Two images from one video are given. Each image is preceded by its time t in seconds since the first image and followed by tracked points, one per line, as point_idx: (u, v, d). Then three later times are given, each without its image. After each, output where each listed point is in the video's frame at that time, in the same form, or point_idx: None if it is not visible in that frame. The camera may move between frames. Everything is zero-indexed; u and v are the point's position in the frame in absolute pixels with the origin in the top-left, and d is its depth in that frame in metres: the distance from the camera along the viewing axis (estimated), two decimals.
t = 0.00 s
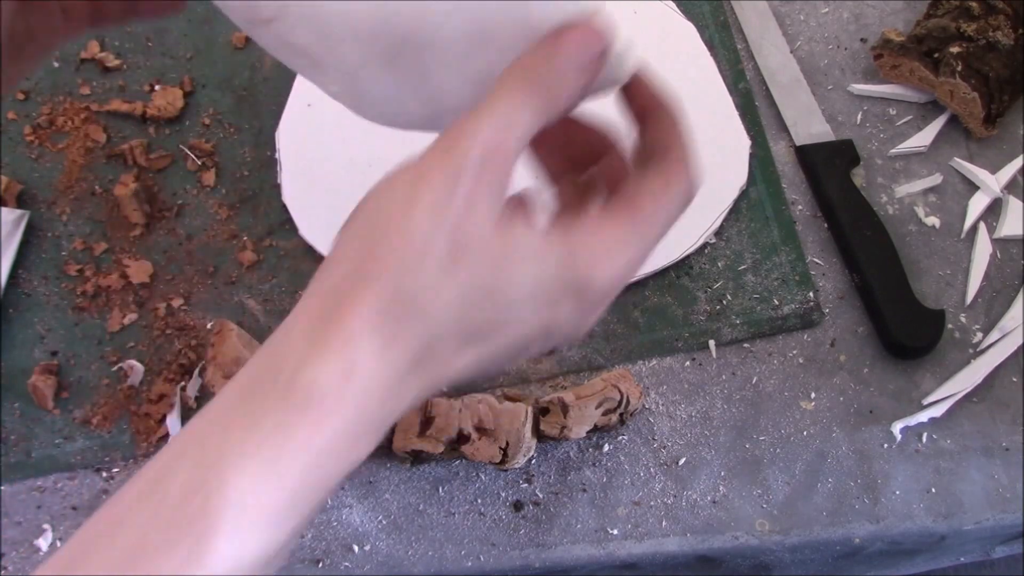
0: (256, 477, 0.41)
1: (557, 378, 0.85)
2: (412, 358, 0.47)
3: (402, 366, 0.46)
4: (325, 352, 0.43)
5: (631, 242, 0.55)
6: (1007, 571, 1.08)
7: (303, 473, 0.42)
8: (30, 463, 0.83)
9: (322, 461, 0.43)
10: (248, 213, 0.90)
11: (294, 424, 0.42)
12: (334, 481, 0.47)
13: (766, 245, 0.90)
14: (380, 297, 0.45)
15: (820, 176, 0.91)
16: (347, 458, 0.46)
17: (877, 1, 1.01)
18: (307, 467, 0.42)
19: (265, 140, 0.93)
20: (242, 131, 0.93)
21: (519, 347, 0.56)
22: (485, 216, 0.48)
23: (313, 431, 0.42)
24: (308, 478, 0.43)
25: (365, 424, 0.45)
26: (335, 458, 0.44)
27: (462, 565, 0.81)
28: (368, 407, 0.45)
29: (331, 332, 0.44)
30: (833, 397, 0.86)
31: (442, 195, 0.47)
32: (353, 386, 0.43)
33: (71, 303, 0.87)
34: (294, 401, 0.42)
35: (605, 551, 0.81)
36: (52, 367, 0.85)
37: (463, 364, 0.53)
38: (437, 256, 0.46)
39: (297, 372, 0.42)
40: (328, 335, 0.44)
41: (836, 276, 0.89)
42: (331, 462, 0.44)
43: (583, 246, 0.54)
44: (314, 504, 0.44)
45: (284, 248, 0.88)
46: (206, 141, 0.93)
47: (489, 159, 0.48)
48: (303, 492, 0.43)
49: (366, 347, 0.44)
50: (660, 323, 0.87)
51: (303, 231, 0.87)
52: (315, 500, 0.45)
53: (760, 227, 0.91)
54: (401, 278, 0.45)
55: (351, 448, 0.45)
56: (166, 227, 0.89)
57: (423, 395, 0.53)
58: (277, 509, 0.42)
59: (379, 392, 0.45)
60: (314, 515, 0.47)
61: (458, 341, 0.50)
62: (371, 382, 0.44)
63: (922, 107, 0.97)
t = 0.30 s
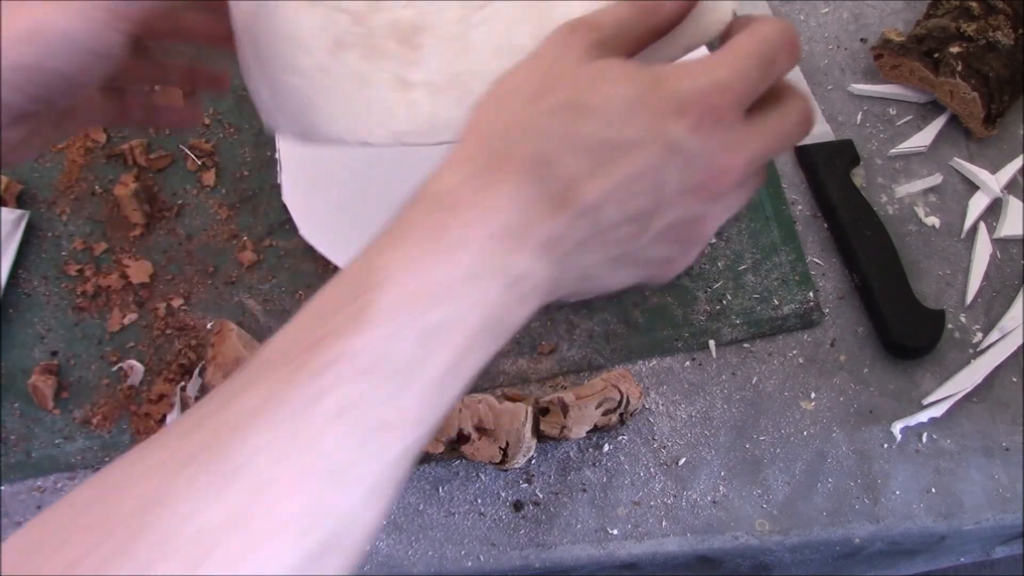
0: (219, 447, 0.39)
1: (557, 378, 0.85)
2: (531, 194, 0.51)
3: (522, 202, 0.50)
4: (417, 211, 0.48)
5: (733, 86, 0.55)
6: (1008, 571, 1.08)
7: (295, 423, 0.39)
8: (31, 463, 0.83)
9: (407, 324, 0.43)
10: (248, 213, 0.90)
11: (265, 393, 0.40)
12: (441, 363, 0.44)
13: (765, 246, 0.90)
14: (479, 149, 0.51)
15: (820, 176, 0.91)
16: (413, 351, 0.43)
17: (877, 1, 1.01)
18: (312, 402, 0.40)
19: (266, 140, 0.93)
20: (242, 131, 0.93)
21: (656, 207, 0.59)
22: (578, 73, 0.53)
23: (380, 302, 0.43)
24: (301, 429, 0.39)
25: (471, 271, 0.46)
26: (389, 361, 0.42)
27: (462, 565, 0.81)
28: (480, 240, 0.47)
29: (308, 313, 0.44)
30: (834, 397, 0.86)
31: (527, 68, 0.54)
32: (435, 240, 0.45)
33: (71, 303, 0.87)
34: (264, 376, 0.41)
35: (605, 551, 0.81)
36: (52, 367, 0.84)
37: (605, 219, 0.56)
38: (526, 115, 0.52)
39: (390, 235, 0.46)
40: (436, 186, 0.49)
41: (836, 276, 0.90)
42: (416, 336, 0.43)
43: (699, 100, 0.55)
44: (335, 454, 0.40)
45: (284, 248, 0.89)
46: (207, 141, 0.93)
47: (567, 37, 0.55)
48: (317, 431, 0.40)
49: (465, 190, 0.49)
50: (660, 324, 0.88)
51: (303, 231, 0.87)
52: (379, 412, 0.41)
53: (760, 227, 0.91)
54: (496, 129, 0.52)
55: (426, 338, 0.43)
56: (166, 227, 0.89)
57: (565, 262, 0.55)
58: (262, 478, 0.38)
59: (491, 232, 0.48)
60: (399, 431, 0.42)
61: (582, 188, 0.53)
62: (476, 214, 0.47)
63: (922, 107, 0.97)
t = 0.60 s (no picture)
0: (232, 460, 0.42)
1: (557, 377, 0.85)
2: (643, 210, 0.59)
3: (631, 212, 0.58)
4: (553, 213, 0.56)
5: (800, 131, 0.65)
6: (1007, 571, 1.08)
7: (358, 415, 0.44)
8: (30, 463, 0.82)
9: (541, 300, 0.50)
10: (248, 213, 0.90)
11: (286, 411, 0.44)
12: (562, 339, 0.51)
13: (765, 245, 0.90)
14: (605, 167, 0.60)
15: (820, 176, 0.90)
16: (541, 329, 0.50)
17: (877, 1, 1.01)
18: (444, 368, 0.46)
19: (266, 140, 0.93)
20: (243, 131, 0.93)
21: (744, 221, 0.65)
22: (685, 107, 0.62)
23: (519, 284, 0.50)
24: (409, 390, 0.45)
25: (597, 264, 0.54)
26: (519, 336, 0.49)
27: (462, 565, 0.81)
28: (605, 244, 0.55)
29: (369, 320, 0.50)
30: (834, 397, 0.86)
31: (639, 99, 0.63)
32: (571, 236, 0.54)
33: (71, 303, 0.87)
34: (287, 402, 0.45)
35: (605, 550, 0.81)
36: (52, 367, 0.84)
37: (705, 228, 0.63)
38: (646, 138, 0.60)
39: (525, 229, 0.55)
40: (569, 193, 0.58)
41: (836, 276, 0.90)
42: (544, 315, 0.50)
43: (779, 139, 0.63)
44: (462, 406, 0.45)
45: (284, 248, 0.89)
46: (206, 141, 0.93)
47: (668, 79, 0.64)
48: (460, 387, 0.46)
49: (593, 202, 0.57)
50: (661, 323, 0.87)
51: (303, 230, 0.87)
52: (510, 374, 0.48)
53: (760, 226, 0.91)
54: (623, 151, 0.60)
55: (550, 318, 0.50)
56: (166, 227, 0.89)
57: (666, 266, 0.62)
58: (361, 429, 0.43)
59: (609, 240, 0.56)
60: (518, 401, 0.48)
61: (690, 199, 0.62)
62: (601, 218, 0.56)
63: (922, 107, 0.97)
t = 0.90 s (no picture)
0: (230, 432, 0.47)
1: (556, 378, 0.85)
2: (643, 222, 0.67)
3: (634, 222, 0.66)
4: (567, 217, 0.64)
5: (790, 176, 0.75)
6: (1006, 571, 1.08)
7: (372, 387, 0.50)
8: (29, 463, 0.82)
9: (558, 289, 0.59)
10: (248, 213, 0.90)
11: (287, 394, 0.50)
12: (569, 327, 0.60)
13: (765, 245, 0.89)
14: (618, 181, 0.68)
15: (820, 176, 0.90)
16: (555, 315, 0.58)
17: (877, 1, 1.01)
18: (475, 332, 0.54)
19: (266, 140, 0.92)
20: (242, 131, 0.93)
21: (732, 242, 0.74)
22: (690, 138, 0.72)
23: (538, 274, 0.59)
24: (442, 349, 0.52)
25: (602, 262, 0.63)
26: (536, 316, 0.57)
27: (463, 565, 0.81)
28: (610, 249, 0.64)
29: (403, 294, 0.58)
30: (833, 397, 0.86)
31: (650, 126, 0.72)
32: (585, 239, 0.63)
33: (71, 303, 0.87)
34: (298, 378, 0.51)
35: (605, 551, 0.81)
36: (52, 367, 0.84)
37: (694, 242, 0.73)
38: (654, 159, 0.70)
39: (542, 229, 0.63)
40: (582, 201, 0.66)
41: (836, 276, 0.90)
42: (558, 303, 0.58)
43: (772, 177, 0.74)
44: (488, 366, 0.53)
45: (284, 248, 0.89)
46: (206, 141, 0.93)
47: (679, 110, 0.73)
48: (487, 351, 0.54)
49: (603, 211, 0.65)
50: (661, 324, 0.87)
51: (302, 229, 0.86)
52: (526, 347, 0.56)
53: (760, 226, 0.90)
54: (635, 170, 0.69)
55: (562, 307, 0.59)
56: (166, 227, 0.89)
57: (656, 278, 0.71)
58: (405, 373, 0.51)
59: (614, 246, 0.64)
60: (533, 372, 0.56)
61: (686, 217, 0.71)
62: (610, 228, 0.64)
63: (922, 107, 0.97)
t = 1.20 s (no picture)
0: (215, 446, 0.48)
1: (556, 378, 0.84)
2: (603, 251, 0.70)
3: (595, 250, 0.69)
4: (524, 253, 0.67)
5: (744, 177, 0.76)
6: (1007, 571, 1.08)
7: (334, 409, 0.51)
8: (29, 463, 0.82)
9: (517, 319, 0.61)
10: (248, 213, 0.90)
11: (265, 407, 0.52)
12: (533, 355, 0.61)
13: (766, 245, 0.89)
14: (573, 213, 0.70)
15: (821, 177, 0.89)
16: (514, 344, 0.60)
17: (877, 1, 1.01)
18: (435, 362, 0.55)
19: (266, 140, 0.92)
20: (243, 131, 0.92)
21: (694, 259, 0.78)
22: (638, 163, 0.74)
23: (497, 305, 0.61)
24: (402, 377, 0.54)
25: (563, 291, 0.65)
26: (495, 346, 0.58)
27: (462, 565, 0.81)
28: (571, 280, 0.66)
29: (363, 333, 0.59)
30: (833, 397, 0.86)
31: (594, 147, 0.73)
32: (538, 269, 0.65)
33: (71, 303, 0.87)
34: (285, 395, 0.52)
35: (605, 551, 0.81)
36: (52, 367, 0.85)
37: (655, 265, 0.76)
38: (603, 187, 0.72)
39: (502, 263, 0.65)
40: (542, 235, 0.69)
41: (836, 276, 0.90)
42: (518, 334, 0.60)
43: (724, 185, 0.76)
44: (448, 395, 0.54)
45: (284, 248, 0.89)
46: (206, 141, 0.92)
47: (612, 120, 0.74)
48: (445, 380, 0.55)
49: (561, 243, 0.68)
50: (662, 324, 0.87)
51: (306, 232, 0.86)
52: (485, 376, 0.57)
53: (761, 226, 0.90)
54: (587, 199, 0.71)
55: (521, 336, 0.60)
56: (166, 227, 0.89)
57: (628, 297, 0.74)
58: (365, 401, 0.52)
59: (572, 278, 0.66)
60: (494, 401, 0.57)
61: (641, 241, 0.75)
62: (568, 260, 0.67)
63: (922, 107, 0.97)
